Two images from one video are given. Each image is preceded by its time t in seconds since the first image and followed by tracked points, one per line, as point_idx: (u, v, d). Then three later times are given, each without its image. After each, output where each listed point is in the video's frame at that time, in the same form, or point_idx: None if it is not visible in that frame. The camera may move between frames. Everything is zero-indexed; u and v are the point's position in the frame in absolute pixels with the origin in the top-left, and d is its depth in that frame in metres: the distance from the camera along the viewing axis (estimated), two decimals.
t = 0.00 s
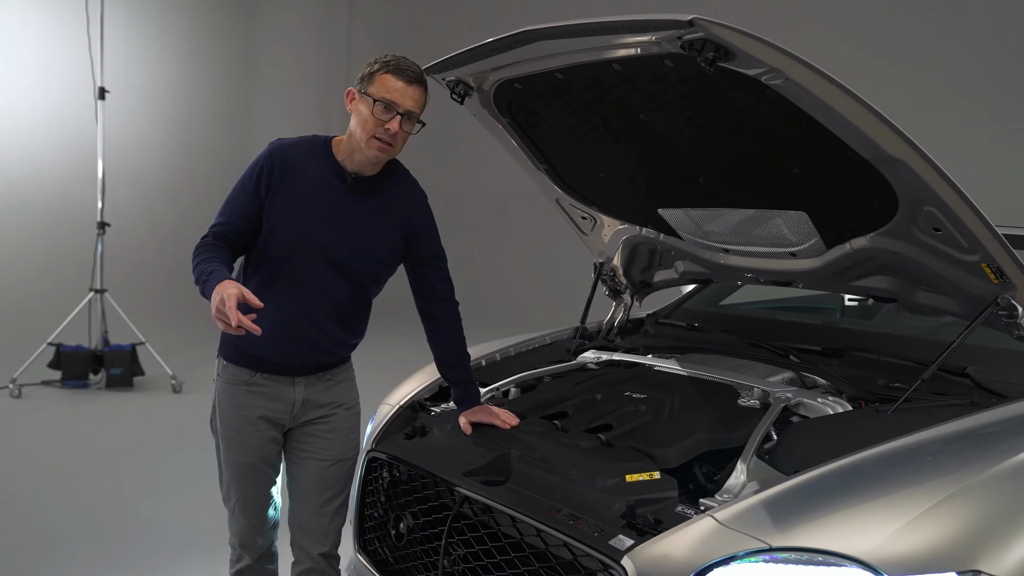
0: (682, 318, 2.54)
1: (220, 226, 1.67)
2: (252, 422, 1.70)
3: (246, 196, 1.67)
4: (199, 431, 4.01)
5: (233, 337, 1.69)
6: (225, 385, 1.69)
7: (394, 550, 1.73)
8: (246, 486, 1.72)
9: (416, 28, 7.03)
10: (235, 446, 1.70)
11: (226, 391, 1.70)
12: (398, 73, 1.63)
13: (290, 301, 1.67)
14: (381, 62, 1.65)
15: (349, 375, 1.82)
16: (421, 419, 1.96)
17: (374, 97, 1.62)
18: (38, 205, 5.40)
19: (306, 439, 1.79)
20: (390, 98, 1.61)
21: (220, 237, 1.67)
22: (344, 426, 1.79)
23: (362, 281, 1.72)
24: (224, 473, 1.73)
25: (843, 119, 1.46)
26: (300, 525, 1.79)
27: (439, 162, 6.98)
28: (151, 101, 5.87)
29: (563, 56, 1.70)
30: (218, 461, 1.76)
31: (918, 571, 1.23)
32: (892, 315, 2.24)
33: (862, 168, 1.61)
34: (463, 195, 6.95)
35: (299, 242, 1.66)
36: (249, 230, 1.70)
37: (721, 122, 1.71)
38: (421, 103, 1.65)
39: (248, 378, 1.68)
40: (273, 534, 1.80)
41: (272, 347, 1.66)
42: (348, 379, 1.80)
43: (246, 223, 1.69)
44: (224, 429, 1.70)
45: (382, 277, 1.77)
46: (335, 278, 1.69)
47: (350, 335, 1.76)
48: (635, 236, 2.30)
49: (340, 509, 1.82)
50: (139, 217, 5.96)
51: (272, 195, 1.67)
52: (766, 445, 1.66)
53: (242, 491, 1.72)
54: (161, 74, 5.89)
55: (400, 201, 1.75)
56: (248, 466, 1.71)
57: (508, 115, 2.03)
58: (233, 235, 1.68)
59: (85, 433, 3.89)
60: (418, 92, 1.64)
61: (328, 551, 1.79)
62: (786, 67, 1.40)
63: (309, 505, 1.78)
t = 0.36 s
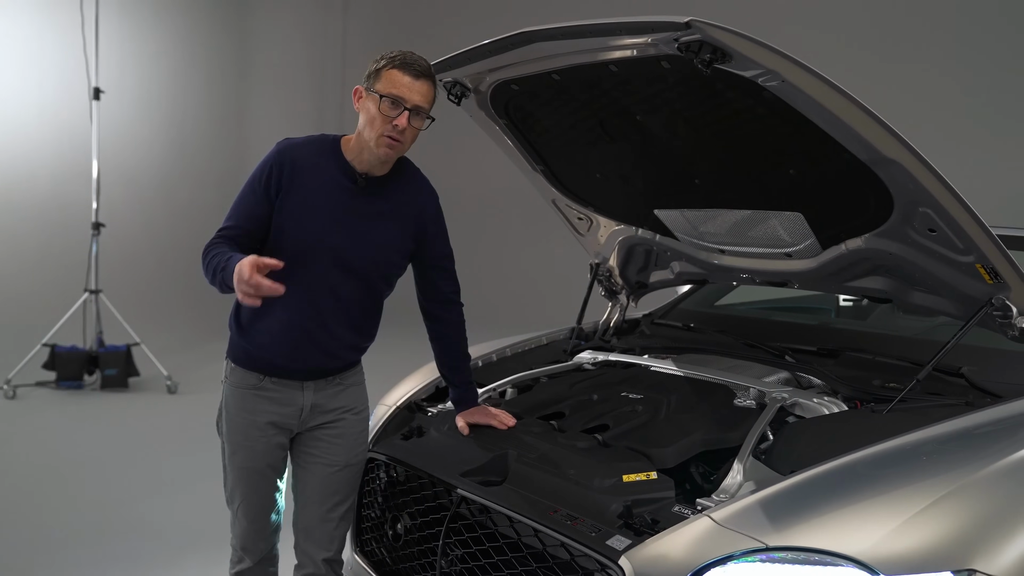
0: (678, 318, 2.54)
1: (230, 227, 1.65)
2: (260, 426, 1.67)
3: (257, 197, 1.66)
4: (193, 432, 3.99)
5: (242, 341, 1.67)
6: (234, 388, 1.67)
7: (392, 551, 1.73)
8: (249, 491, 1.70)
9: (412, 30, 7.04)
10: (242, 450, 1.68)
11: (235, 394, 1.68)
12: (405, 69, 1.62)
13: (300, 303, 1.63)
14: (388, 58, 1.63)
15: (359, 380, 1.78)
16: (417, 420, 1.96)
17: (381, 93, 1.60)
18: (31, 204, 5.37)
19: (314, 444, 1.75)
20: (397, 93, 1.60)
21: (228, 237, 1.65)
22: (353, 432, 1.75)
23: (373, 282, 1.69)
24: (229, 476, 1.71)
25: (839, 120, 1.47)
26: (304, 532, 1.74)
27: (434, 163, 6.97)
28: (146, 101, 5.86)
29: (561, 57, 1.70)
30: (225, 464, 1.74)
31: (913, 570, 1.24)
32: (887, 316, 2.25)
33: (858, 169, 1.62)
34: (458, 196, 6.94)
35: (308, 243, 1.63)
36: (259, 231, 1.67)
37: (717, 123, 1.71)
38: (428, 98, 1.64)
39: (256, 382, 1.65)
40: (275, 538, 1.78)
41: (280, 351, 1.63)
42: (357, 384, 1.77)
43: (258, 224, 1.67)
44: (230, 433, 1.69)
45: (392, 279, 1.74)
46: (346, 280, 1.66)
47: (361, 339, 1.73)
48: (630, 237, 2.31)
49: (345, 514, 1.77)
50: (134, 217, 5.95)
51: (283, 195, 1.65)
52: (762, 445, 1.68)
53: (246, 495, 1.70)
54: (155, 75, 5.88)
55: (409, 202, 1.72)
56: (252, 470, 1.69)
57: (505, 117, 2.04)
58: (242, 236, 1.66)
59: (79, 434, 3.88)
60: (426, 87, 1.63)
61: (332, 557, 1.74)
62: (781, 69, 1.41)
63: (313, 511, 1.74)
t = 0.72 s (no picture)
0: (667, 318, 2.56)
1: (236, 227, 1.60)
2: (263, 432, 1.62)
3: (265, 196, 1.60)
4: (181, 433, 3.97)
5: (247, 343, 1.63)
6: (237, 392, 1.63)
7: (382, 551, 1.73)
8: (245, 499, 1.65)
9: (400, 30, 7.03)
10: (243, 455, 1.63)
11: (238, 398, 1.63)
12: (410, 62, 1.60)
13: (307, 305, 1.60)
14: (394, 52, 1.62)
15: (365, 386, 1.75)
16: (408, 421, 1.96)
17: (386, 88, 1.59)
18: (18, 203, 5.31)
19: (317, 451, 1.70)
20: (402, 86, 1.58)
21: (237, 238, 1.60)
22: (359, 439, 1.71)
23: (380, 283, 1.67)
24: (225, 480, 1.66)
25: (827, 122, 1.48)
26: (304, 537, 1.71)
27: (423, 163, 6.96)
28: (133, 100, 5.81)
29: (549, 59, 1.70)
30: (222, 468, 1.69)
31: (900, 569, 1.25)
32: (873, 315, 2.27)
33: (845, 171, 1.63)
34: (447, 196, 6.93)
35: (316, 243, 1.60)
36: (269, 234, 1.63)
37: (706, 124, 1.72)
38: (434, 90, 1.62)
39: (260, 386, 1.61)
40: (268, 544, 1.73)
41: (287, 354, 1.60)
42: (363, 389, 1.73)
43: (266, 225, 1.62)
44: (230, 438, 1.64)
45: (398, 281, 1.72)
46: (353, 281, 1.64)
47: (368, 342, 1.70)
48: (619, 237, 2.32)
49: (346, 523, 1.73)
50: (121, 216, 5.88)
51: (291, 195, 1.62)
52: (751, 445, 1.69)
53: (242, 503, 1.65)
54: (143, 75, 5.84)
55: (414, 202, 1.70)
56: (252, 476, 1.64)
57: (495, 118, 2.04)
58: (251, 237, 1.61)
59: (67, 436, 3.85)
60: (431, 79, 1.61)
61: (330, 563, 1.71)
62: (769, 70, 1.42)
63: (315, 518, 1.70)
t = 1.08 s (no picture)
0: (659, 319, 2.56)
1: (247, 230, 1.56)
2: (266, 437, 1.61)
3: (276, 199, 1.57)
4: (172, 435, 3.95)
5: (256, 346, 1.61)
6: (244, 397, 1.61)
7: (376, 553, 1.73)
8: (242, 506, 1.63)
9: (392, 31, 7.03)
10: (247, 461, 1.61)
11: (245, 403, 1.61)
12: (418, 65, 1.61)
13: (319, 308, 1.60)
14: (400, 55, 1.63)
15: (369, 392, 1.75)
16: (401, 422, 1.96)
17: (395, 90, 1.59)
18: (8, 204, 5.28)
19: (323, 456, 1.70)
20: (410, 89, 1.59)
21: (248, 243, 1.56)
22: (364, 445, 1.72)
23: (389, 285, 1.68)
24: (224, 487, 1.64)
25: (818, 124, 1.49)
26: (305, 542, 1.71)
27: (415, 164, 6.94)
28: (124, 100, 5.79)
29: (542, 61, 1.71)
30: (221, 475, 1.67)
31: (891, 568, 1.26)
32: (863, 316, 2.29)
33: (837, 173, 1.64)
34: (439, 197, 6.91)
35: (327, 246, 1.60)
36: (282, 235, 1.60)
37: (700, 126, 1.72)
38: (442, 93, 1.63)
39: (268, 391, 1.60)
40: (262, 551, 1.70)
41: (298, 358, 1.59)
42: (368, 394, 1.74)
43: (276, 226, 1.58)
44: (233, 443, 1.62)
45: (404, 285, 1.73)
46: (364, 283, 1.63)
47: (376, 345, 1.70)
48: (612, 239, 2.33)
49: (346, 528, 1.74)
50: (112, 217, 5.85)
51: (303, 199, 1.60)
52: (743, 445, 1.70)
53: (238, 510, 1.63)
54: (133, 74, 5.81)
55: (420, 205, 1.71)
56: (251, 482, 1.62)
57: (488, 120, 2.04)
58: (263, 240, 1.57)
59: (58, 438, 3.83)
60: (439, 82, 1.63)
61: (330, 567, 1.71)
62: (761, 73, 1.43)
63: (319, 523, 1.71)
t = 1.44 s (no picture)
0: (649, 320, 2.57)
1: (247, 231, 1.54)
2: (261, 437, 1.60)
3: (277, 199, 1.56)
4: (159, 437, 3.93)
5: (253, 346, 1.60)
6: (240, 397, 1.60)
7: (366, 555, 1.73)
8: (231, 509, 1.62)
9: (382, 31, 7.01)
10: (242, 462, 1.61)
11: (242, 403, 1.60)
12: (413, 66, 1.60)
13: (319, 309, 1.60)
14: (394, 57, 1.62)
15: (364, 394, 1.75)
16: (391, 424, 1.96)
17: (390, 92, 1.59)
18: None
19: (319, 459, 1.69)
20: (405, 90, 1.59)
21: (248, 245, 1.53)
22: (360, 448, 1.71)
23: (387, 287, 1.68)
24: (214, 489, 1.62)
25: (805, 125, 1.49)
26: (299, 545, 1.71)
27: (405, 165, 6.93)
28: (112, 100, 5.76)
29: (532, 63, 1.71)
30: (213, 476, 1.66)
31: (879, 568, 1.26)
32: (852, 317, 2.30)
33: (825, 175, 1.65)
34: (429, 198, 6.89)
35: (326, 247, 1.60)
36: (282, 239, 1.57)
37: (691, 128, 1.73)
38: (439, 93, 1.63)
39: (266, 391, 1.59)
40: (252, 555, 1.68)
41: (298, 358, 1.58)
42: (363, 396, 1.74)
43: (278, 230, 1.56)
44: (227, 443, 1.61)
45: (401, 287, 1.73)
46: (363, 285, 1.64)
47: (374, 345, 1.71)
48: (602, 240, 2.33)
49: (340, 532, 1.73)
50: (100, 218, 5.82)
51: (302, 201, 1.59)
52: (733, 446, 1.70)
53: (227, 514, 1.62)
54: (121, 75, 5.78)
55: (417, 206, 1.70)
56: (243, 484, 1.61)
57: (478, 121, 2.04)
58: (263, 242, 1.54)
59: (45, 440, 3.81)
60: (434, 82, 1.62)
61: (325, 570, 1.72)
62: (751, 76, 1.43)
63: (314, 526, 1.70)
